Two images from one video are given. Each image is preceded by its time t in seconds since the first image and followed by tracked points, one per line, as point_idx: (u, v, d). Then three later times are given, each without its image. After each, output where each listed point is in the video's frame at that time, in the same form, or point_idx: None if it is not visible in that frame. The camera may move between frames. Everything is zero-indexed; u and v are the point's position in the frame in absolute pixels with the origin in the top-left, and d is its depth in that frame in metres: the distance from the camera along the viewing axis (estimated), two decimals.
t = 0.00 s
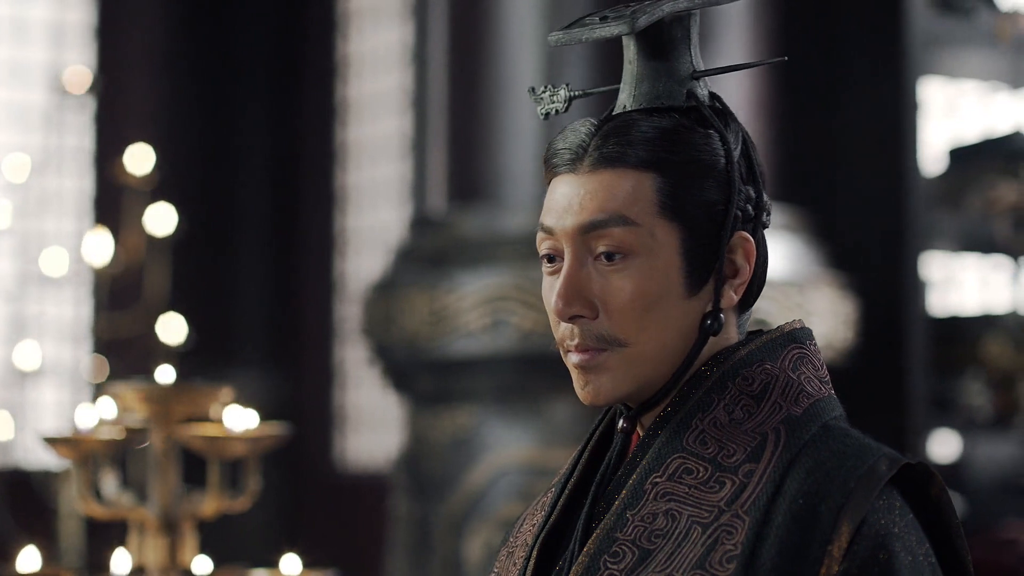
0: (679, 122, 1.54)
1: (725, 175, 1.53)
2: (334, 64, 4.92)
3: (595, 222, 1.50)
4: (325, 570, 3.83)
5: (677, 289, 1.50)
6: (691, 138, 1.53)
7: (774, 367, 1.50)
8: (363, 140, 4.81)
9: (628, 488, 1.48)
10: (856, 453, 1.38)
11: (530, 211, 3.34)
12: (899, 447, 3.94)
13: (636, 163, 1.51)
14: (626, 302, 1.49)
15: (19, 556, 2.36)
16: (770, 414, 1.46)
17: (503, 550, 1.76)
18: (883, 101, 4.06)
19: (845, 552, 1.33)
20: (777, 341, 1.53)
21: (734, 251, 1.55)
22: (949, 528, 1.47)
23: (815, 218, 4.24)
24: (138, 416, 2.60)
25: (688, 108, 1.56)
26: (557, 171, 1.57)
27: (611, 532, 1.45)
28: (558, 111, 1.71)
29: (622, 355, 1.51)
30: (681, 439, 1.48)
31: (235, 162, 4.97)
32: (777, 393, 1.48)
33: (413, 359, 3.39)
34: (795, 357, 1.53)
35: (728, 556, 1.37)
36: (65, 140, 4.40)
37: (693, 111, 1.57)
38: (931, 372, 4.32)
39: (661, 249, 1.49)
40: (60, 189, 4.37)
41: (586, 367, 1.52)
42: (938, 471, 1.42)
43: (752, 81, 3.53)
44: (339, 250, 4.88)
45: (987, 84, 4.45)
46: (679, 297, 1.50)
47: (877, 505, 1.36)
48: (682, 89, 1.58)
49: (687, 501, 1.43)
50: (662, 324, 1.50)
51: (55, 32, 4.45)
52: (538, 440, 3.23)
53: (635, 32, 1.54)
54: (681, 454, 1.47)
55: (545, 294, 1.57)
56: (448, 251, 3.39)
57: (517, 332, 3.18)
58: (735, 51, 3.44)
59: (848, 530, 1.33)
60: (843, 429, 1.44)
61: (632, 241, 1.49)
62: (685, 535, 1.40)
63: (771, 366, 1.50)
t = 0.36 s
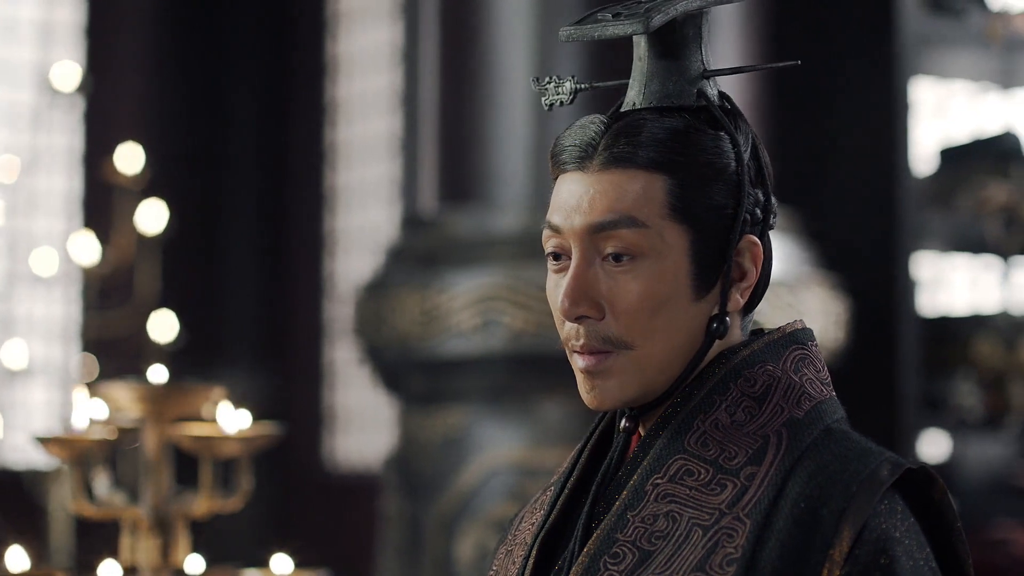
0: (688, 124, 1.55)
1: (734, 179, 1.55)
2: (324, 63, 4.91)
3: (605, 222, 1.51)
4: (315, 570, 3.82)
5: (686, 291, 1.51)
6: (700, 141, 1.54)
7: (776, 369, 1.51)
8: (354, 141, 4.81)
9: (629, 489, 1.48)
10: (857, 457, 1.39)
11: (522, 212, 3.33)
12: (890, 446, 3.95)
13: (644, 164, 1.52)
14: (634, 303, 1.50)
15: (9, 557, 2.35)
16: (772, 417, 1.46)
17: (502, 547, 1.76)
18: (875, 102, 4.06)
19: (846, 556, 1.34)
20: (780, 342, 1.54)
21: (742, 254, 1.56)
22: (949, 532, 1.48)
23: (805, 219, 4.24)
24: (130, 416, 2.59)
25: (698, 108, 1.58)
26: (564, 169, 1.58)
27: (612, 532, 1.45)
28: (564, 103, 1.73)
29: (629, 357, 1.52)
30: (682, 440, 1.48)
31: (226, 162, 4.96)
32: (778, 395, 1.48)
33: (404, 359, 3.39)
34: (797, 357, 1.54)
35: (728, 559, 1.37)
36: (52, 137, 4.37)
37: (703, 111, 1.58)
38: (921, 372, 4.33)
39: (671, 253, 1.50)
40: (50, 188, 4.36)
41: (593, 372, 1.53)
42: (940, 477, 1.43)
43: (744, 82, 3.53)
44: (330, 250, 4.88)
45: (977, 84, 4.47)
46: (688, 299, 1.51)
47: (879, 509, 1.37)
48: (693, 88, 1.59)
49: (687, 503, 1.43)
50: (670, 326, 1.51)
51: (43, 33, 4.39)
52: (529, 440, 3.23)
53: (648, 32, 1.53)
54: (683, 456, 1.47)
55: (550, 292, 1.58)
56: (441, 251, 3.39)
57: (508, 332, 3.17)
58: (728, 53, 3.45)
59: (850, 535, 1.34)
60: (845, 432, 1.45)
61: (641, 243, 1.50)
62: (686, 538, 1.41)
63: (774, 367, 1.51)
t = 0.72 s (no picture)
0: (669, 124, 1.54)
1: (716, 178, 1.54)
2: (312, 63, 4.91)
3: (586, 223, 1.50)
4: (305, 571, 3.82)
5: (665, 292, 1.50)
6: (680, 141, 1.53)
7: (763, 369, 1.51)
8: (341, 140, 4.80)
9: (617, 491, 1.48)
10: (845, 456, 1.40)
11: (511, 212, 3.33)
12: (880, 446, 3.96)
13: (625, 165, 1.51)
14: (615, 304, 1.49)
15: None
16: (759, 416, 1.46)
17: (491, 548, 1.76)
18: (863, 103, 4.07)
19: (834, 556, 1.34)
20: (766, 342, 1.54)
21: (725, 254, 1.55)
22: (938, 531, 1.48)
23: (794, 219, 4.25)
24: (121, 416, 2.59)
25: (680, 108, 1.57)
26: (546, 170, 1.57)
27: (599, 533, 1.45)
28: (550, 105, 1.72)
29: (611, 358, 1.51)
30: (669, 440, 1.48)
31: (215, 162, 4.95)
32: (765, 395, 1.48)
33: (395, 359, 3.38)
34: (784, 357, 1.53)
35: (716, 559, 1.38)
36: (34, 138, 4.37)
37: (685, 111, 1.57)
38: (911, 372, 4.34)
39: (651, 253, 1.50)
40: (37, 189, 4.35)
41: (575, 373, 1.52)
42: (929, 475, 1.43)
43: (733, 83, 3.54)
44: (318, 250, 4.87)
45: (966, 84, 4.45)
46: (667, 300, 1.51)
47: (866, 508, 1.37)
48: (675, 88, 1.59)
49: (675, 503, 1.43)
50: (652, 326, 1.51)
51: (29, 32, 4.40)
52: (519, 440, 3.24)
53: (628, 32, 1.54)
54: (670, 456, 1.47)
55: (534, 293, 1.57)
56: (431, 251, 3.39)
57: (498, 333, 3.18)
58: (717, 53, 3.45)
59: (837, 534, 1.34)
60: (833, 431, 1.45)
61: (622, 244, 1.50)
62: (674, 538, 1.41)
63: (760, 367, 1.51)
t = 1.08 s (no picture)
0: (659, 125, 1.55)
1: (705, 178, 1.54)
2: (302, 64, 4.92)
3: (576, 224, 1.50)
4: (298, 572, 3.82)
5: (656, 292, 1.50)
6: (670, 141, 1.54)
7: (754, 369, 1.51)
8: (332, 140, 4.82)
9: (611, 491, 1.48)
10: (837, 456, 1.40)
11: (504, 213, 3.36)
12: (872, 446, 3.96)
13: (616, 166, 1.52)
14: (606, 305, 1.49)
15: None
16: (752, 416, 1.47)
17: (484, 550, 1.76)
18: (855, 103, 4.08)
19: (828, 555, 1.34)
20: (758, 342, 1.54)
21: (715, 254, 1.55)
22: (931, 530, 1.48)
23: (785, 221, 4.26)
24: (116, 416, 2.58)
25: (670, 108, 1.58)
26: (538, 172, 1.58)
27: (593, 533, 1.46)
28: (540, 105, 1.72)
29: (601, 359, 1.51)
30: (662, 441, 1.49)
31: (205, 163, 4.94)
32: (757, 394, 1.48)
33: (387, 359, 3.38)
34: (775, 357, 1.53)
35: (710, 558, 1.37)
36: (22, 139, 4.34)
37: (675, 112, 1.58)
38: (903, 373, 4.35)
39: (641, 253, 1.49)
40: (27, 189, 4.32)
41: (564, 374, 1.52)
42: (922, 475, 1.43)
43: (727, 83, 3.54)
44: (308, 250, 4.88)
45: (954, 83, 4.50)
46: (658, 300, 1.50)
47: (859, 507, 1.36)
48: (665, 88, 1.60)
49: (669, 504, 1.44)
50: (642, 327, 1.50)
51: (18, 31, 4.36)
52: (512, 439, 3.24)
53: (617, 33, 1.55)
54: (663, 456, 1.47)
55: (525, 295, 1.57)
56: (422, 252, 3.40)
57: (491, 332, 3.17)
58: (711, 53, 3.45)
59: (831, 533, 1.34)
60: (826, 430, 1.45)
61: (613, 244, 1.49)
62: (668, 538, 1.41)
63: (752, 367, 1.51)
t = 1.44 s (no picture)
0: (685, 127, 1.56)
1: (730, 183, 1.56)
2: (294, 65, 4.90)
3: (597, 223, 1.52)
4: (293, 572, 3.82)
5: (676, 295, 1.52)
6: (697, 144, 1.55)
7: (766, 372, 1.53)
8: (326, 141, 4.78)
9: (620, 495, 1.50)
10: (848, 462, 1.42)
11: (499, 211, 3.32)
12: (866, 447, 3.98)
13: (639, 167, 1.53)
14: (625, 305, 1.50)
15: None
16: (763, 420, 1.49)
17: (485, 548, 1.77)
18: (849, 104, 4.07)
19: (839, 561, 1.36)
20: (769, 345, 1.56)
21: (735, 259, 1.57)
22: (942, 538, 1.49)
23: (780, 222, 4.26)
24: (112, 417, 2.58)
25: (697, 110, 1.59)
26: (559, 166, 1.59)
27: (602, 535, 1.48)
28: (561, 95, 1.73)
29: (617, 359, 1.52)
30: (673, 443, 1.50)
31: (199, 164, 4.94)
32: (769, 398, 1.51)
33: (381, 361, 3.41)
34: (785, 360, 1.56)
35: (719, 562, 1.39)
36: (13, 139, 4.32)
37: (702, 113, 1.59)
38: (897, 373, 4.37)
39: (662, 257, 1.51)
40: (18, 188, 4.32)
41: (578, 372, 1.54)
42: (931, 481, 1.46)
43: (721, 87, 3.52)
44: (299, 251, 4.84)
45: (948, 85, 4.52)
46: (678, 304, 1.52)
47: (870, 514, 1.39)
48: (691, 88, 1.60)
49: (679, 508, 1.45)
50: (660, 329, 1.52)
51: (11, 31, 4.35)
52: (505, 440, 3.22)
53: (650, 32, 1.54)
54: (674, 459, 1.49)
55: (542, 290, 1.58)
56: (416, 252, 3.41)
57: (487, 333, 3.16)
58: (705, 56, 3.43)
59: (843, 540, 1.36)
60: (836, 436, 1.47)
61: (635, 245, 1.51)
62: (677, 541, 1.43)
63: (763, 371, 1.53)
